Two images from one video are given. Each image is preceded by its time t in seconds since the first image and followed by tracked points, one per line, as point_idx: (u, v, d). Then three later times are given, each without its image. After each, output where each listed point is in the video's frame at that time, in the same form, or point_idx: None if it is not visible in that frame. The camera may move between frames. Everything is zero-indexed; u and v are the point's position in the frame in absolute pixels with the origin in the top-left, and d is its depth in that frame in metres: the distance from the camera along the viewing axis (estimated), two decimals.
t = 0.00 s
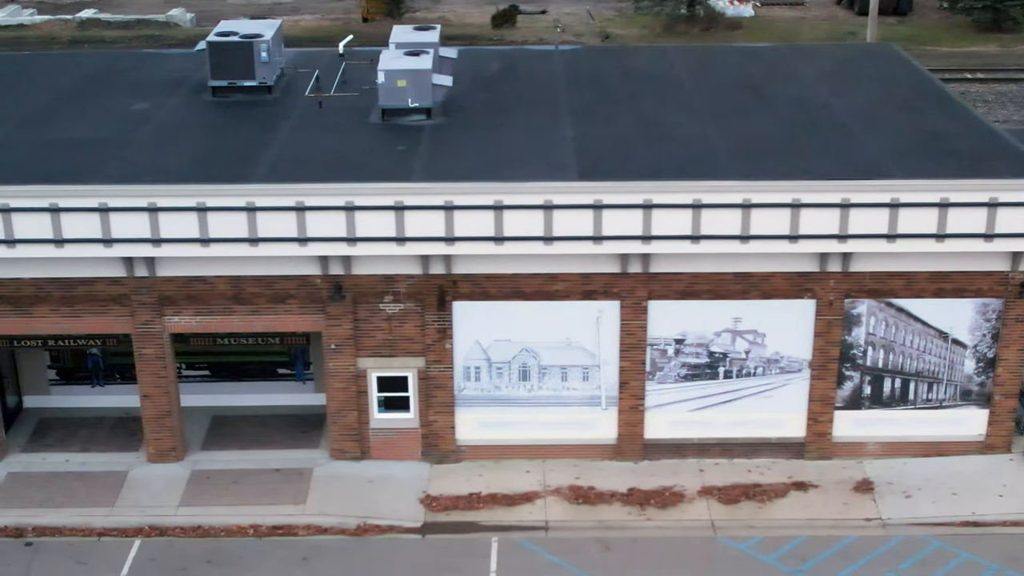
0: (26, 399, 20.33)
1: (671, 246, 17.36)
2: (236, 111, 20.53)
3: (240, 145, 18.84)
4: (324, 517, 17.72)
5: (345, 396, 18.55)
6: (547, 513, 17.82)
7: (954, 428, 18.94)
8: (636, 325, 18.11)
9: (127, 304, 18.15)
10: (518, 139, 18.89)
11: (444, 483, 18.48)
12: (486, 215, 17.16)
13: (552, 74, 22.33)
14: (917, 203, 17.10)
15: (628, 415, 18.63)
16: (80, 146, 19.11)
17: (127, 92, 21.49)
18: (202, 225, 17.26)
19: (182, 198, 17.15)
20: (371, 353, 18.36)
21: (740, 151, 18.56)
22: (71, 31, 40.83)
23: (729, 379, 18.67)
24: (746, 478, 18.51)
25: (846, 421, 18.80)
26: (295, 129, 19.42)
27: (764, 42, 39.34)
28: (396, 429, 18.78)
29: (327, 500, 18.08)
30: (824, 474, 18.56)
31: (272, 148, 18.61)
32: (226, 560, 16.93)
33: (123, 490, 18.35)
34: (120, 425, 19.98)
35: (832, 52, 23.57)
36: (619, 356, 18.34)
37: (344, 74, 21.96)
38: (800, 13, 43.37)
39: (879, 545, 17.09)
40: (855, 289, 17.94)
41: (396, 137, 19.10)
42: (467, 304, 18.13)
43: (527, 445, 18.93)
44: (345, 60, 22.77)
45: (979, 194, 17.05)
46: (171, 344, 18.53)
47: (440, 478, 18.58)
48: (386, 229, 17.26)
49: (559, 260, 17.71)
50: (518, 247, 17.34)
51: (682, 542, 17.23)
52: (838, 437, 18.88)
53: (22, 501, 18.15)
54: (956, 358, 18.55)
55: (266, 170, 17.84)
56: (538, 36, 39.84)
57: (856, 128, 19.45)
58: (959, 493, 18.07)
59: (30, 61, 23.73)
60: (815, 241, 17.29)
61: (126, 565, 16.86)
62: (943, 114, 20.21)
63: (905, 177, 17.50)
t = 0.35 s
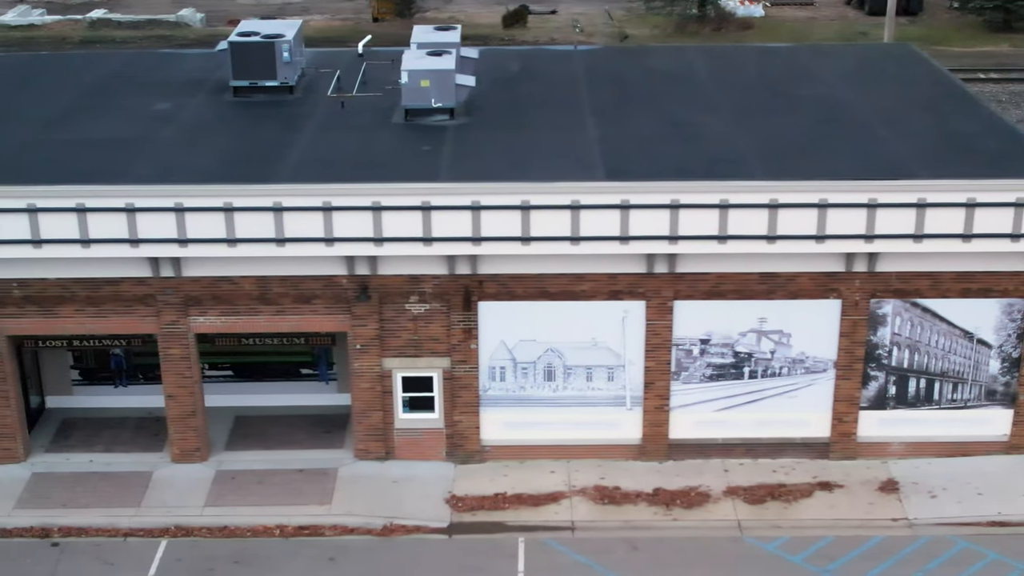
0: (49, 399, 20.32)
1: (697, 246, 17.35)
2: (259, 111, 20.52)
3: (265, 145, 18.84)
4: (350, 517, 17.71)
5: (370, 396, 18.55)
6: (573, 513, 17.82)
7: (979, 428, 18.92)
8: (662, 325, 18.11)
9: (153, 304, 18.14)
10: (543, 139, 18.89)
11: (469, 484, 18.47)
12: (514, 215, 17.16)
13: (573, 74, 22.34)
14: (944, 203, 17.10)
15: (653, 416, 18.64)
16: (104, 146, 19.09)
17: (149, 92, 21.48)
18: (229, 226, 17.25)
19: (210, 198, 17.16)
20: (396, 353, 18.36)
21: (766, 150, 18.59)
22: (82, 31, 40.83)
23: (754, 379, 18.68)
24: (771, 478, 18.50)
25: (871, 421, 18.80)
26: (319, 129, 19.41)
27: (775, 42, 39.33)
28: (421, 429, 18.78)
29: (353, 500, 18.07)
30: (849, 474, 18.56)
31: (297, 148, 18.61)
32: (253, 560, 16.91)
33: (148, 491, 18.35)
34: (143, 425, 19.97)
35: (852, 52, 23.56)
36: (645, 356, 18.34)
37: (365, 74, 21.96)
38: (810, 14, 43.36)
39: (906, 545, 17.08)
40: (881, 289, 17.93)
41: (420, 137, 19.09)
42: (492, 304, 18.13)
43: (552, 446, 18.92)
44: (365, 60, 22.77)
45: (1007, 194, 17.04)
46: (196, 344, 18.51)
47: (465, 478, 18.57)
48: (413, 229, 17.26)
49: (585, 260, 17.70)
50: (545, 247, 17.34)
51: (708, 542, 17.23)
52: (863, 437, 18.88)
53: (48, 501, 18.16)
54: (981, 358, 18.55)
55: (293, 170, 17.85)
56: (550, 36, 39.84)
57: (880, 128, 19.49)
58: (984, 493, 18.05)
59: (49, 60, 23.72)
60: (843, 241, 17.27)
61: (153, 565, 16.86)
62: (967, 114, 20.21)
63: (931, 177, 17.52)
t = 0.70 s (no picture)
0: (71, 399, 20.32)
1: (724, 246, 17.36)
2: (281, 110, 20.52)
3: (290, 144, 18.85)
4: (376, 517, 17.71)
5: (395, 396, 18.55)
6: (599, 513, 17.82)
7: (1003, 428, 18.94)
8: (687, 325, 18.12)
9: (178, 304, 18.13)
10: (568, 139, 18.91)
11: (494, 483, 18.46)
12: (540, 215, 17.16)
13: (594, 74, 22.35)
14: (971, 203, 17.10)
15: (677, 415, 18.65)
16: (128, 146, 19.08)
17: (169, 92, 21.48)
18: (256, 225, 17.25)
19: (237, 198, 17.15)
20: (421, 353, 18.36)
21: (791, 151, 18.62)
22: (92, 31, 40.82)
23: (779, 379, 18.68)
24: (796, 478, 18.50)
25: (895, 421, 18.80)
26: (342, 129, 19.40)
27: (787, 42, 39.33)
28: (445, 429, 18.78)
29: (378, 500, 18.07)
30: (873, 474, 18.56)
31: (322, 148, 18.62)
32: (280, 560, 16.90)
33: (173, 490, 18.34)
34: (166, 425, 19.98)
35: (872, 52, 23.57)
36: (670, 356, 18.34)
37: (386, 74, 21.95)
38: (820, 13, 43.37)
39: (932, 545, 17.07)
40: (906, 289, 17.93)
41: (444, 137, 19.09)
42: (518, 304, 18.12)
43: (577, 446, 18.92)
44: (385, 60, 22.76)
45: None
46: (220, 344, 18.50)
47: (490, 478, 18.57)
48: (440, 229, 17.26)
49: (611, 260, 17.70)
50: (571, 247, 17.33)
51: (735, 542, 17.22)
52: (887, 437, 18.88)
53: (73, 501, 18.16)
54: (1006, 358, 18.57)
55: (319, 170, 17.86)
56: (561, 36, 39.85)
57: (904, 130, 19.55)
58: (1009, 492, 18.04)
59: (68, 60, 23.71)
60: (869, 241, 17.27)
61: (180, 565, 16.85)
62: (989, 114, 20.27)
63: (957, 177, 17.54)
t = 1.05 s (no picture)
0: (93, 399, 20.32)
1: (750, 246, 17.37)
2: (303, 110, 20.52)
3: (314, 144, 18.85)
4: (402, 517, 17.71)
5: (420, 396, 18.55)
6: (625, 513, 17.82)
7: None
8: (713, 325, 18.13)
9: (203, 304, 18.13)
10: (592, 139, 18.91)
11: (519, 483, 18.47)
12: (567, 215, 17.17)
13: (614, 74, 22.34)
14: (998, 203, 17.10)
15: (702, 415, 18.66)
16: (152, 145, 19.08)
17: (191, 93, 21.48)
18: (283, 225, 17.25)
19: (263, 198, 17.14)
20: (446, 353, 18.36)
21: (816, 151, 18.62)
22: (103, 31, 40.82)
23: (804, 379, 18.69)
24: (821, 478, 18.51)
25: (920, 421, 18.81)
26: (366, 129, 19.40)
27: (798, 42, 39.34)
28: (470, 429, 18.77)
29: (404, 500, 18.07)
30: (898, 474, 18.56)
31: (346, 148, 18.62)
32: (308, 560, 16.90)
33: (198, 490, 18.33)
34: (189, 425, 19.97)
35: (891, 52, 23.58)
36: (695, 355, 18.34)
37: (406, 74, 21.95)
38: (830, 14, 43.40)
39: (959, 544, 17.07)
40: (932, 288, 17.93)
41: (468, 137, 19.08)
42: (543, 304, 18.12)
43: (601, 445, 18.92)
44: (405, 60, 22.76)
45: None
46: (245, 344, 18.50)
47: (515, 478, 18.57)
48: (466, 229, 17.27)
49: (636, 260, 17.71)
50: (598, 247, 17.34)
51: (762, 542, 17.23)
52: (911, 436, 18.88)
53: (98, 501, 18.16)
54: None
55: (345, 170, 17.86)
56: (572, 36, 39.87)
57: (928, 129, 19.56)
58: None
59: (87, 59, 23.71)
60: (896, 241, 17.28)
61: (207, 565, 16.84)
62: (1012, 114, 20.28)
63: (983, 177, 17.56)
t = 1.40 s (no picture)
0: (116, 399, 20.32)
1: (777, 246, 17.37)
2: (325, 110, 20.51)
3: (338, 144, 18.84)
4: (428, 517, 17.71)
5: (444, 396, 18.56)
6: (650, 513, 17.82)
7: None
8: (738, 325, 18.13)
9: (229, 304, 18.11)
10: (617, 139, 18.91)
11: (544, 483, 18.47)
12: (594, 215, 17.17)
13: (634, 74, 22.33)
14: None
15: (726, 415, 18.67)
16: (176, 145, 19.06)
17: (213, 92, 21.46)
18: (309, 225, 17.24)
19: (290, 197, 17.13)
20: (471, 353, 18.36)
21: (840, 151, 18.60)
22: (114, 31, 40.82)
23: (828, 379, 18.70)
24: (845, 478, 18.52)
25: (944, 421, 18.81)
26: (389, 129, 19.39)
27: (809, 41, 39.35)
28: (495, 428, 18.77)
29: (430, 500, 18.07)
30: (923, 473, 18.57)
31: (372, 148, 18.62)
32: (335, 559, 16.89)
33: (223, 490, 18.34)
34: (212, 425, 19.97)
35: (912, 52, 23.56)
36: (720, 355, 18.35)
37: (427, 74, 21.94)
38: (840, 13, 43.42)
39: (985, 544, 17.05)
40: (957, 288, 17.93)
41: (493, 136, 19.07)
42: (569, 304, 18.12)
43: (625, 445, 18.93)
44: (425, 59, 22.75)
45: None
46: (270, 344, 18.49)
47: (539, 477, 18.58)
48: (493, 228, 17.26)
49: (662, 260, 17.71)
50: (625, 246, 17.33)
51: (788, 541, 17.22)
52: (936, 436, 18.89)
53: (124, 501, 18.16)
54: None
55: (371, 170, 17.85)
56: (583, 36, 39.86)
57: (951, 129, 19.55)
58: None
59: (106, 59, 23.69)
60: (922, 241, 17.28)
61: (234, 565, 16.83)
62: None
63: (1010, 176, 17.55)
